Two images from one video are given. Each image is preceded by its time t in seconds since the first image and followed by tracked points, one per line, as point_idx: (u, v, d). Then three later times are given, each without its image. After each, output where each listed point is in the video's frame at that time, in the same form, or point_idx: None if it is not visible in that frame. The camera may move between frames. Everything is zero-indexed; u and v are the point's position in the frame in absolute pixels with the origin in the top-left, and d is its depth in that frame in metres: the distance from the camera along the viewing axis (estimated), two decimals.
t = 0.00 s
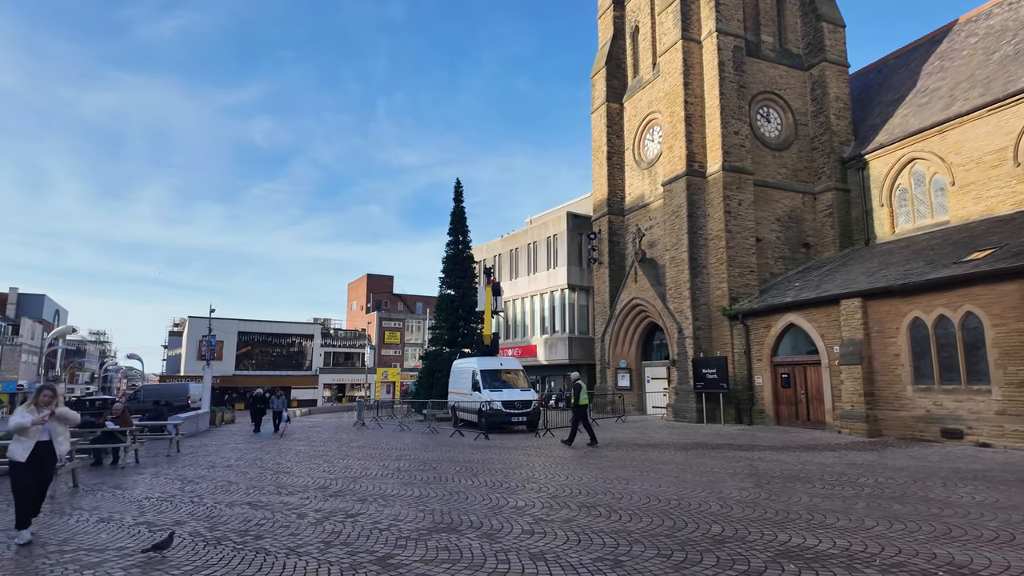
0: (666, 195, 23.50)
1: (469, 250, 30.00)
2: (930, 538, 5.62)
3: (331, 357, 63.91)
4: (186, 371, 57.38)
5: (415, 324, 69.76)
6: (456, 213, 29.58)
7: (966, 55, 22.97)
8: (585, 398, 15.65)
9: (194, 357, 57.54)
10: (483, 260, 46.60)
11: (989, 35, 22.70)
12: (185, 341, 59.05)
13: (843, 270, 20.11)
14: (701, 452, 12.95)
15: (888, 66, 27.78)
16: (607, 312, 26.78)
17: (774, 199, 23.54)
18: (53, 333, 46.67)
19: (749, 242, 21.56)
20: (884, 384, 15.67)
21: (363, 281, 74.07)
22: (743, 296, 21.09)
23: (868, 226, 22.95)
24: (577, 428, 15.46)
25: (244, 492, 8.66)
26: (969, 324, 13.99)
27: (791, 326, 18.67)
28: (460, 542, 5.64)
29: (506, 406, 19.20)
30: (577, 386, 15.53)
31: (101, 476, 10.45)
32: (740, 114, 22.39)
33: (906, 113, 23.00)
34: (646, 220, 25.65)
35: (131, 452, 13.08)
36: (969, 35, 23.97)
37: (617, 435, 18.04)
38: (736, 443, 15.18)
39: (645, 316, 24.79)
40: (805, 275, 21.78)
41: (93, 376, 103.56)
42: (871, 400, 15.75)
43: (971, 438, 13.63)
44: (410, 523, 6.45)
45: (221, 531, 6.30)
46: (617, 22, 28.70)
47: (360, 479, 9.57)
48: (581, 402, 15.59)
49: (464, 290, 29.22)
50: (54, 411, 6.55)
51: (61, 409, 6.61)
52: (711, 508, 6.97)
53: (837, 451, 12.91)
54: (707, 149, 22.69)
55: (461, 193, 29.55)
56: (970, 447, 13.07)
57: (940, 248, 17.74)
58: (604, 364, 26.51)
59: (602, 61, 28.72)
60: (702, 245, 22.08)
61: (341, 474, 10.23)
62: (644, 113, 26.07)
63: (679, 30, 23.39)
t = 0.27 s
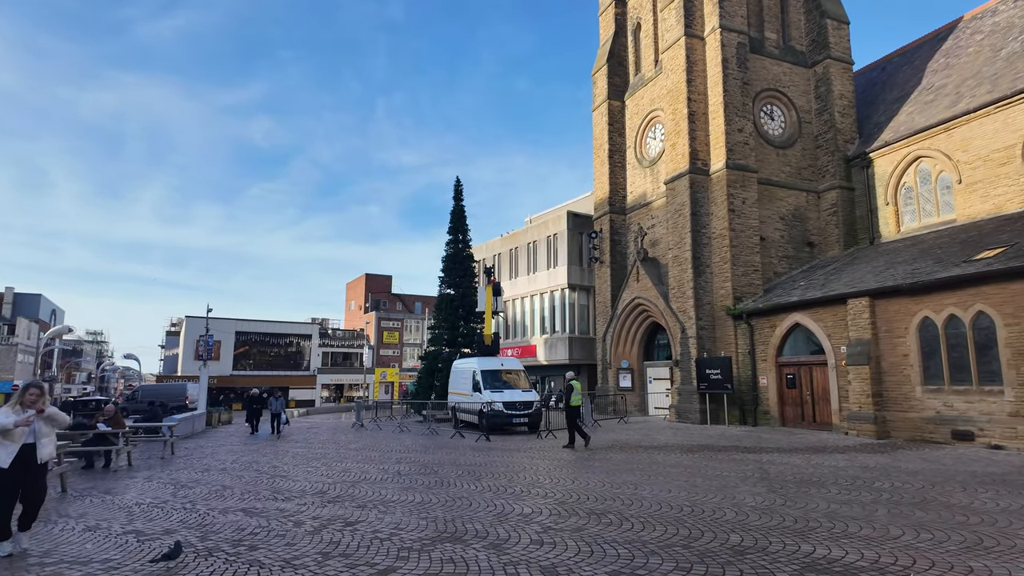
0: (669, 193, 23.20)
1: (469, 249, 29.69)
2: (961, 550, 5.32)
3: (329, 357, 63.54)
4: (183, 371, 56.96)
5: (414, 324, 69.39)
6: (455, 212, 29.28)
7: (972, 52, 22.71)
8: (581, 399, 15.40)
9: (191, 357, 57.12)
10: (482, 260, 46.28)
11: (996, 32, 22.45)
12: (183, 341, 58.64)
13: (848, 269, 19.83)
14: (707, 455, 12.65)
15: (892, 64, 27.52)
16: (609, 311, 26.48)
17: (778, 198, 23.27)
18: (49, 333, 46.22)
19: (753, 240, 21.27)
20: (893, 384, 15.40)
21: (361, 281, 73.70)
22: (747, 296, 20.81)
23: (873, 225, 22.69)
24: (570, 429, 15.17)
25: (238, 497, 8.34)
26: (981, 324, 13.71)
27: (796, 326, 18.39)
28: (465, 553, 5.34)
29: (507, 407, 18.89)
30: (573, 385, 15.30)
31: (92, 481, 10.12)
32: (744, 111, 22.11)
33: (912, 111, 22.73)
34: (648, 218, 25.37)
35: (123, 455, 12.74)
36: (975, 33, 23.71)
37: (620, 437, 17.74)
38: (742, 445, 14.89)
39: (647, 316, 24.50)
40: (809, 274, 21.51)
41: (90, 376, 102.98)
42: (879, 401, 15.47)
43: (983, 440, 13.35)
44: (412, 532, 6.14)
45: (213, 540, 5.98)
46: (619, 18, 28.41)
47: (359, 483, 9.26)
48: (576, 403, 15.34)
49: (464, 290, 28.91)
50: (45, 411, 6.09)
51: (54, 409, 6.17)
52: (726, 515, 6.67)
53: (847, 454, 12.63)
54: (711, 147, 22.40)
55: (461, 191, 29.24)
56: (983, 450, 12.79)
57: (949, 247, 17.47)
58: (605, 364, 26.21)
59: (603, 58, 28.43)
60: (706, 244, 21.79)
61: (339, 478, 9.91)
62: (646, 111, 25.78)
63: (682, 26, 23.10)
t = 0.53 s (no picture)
0: (669, 190, 22.92)
1: (466, 247, 29.39)
2: (989, 556, 5.05)
3: (325, 357, 63.17)
4: (177, 371, 56.42)
5: (410, 323, 69.02)
6: (453, 209, 28.95)
7: (974, 48, 22.52)
8: (573, 399, 15.13)
9: (184, 357, 56.59)
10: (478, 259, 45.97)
11: (998, 28, 22.27)
12: (176, 341, 58.10)
13: (850, 267, 19.61)
14: (710, 455, 12.39)
15: (893, 61, 27.34)
16: (607, 310, 26.21)
17: (778, 195, 23.04)
18: (40, 332, 45.59)
19: (754, 238, 21.02)
20: (897, 384, 15.17)
21: (357, 280, 73.29)
22: (748, 294, 20.57)
23: (874, 223, 22.48)
24: (560, 428, 14.91)
25: (228, 501, 7.99)
26: (988, 322, 13.48)
27: (799, 324, 18.14)
28: (466, 561, 5.04)
29: (505, 407, 18.58)
30: (565, 384, 15.02)
31: (78, 483, 9.77)
32: (745, 107, 21.87)
33: (914, 108, 22.55)
34: (647, 216, 25.11)
35: (111, 456, 12.39)
36: (976, 29, 23.53)
37: (620, 437, 17.43)
38: (745, 445, 14.62)
39: (646, 315, 24.23)
40: (811, 272, 21.29)
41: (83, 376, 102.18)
42: (884, 401, 15.22)
43: (990, 440, 13.11)
44: (409, 537, 5.84)
45: (199, 547, 5.64)
46: (617, 14, 28.15)
47: (354, 485, 8.93)
48: (568, 402, 15.08)
49: (461, 288, 28.58)
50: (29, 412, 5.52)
51: (40, 411, 5.60)
52: (738, 519, 6.38)
53: (854, 454, 12.37)
54: (711, 143, 22.15)
55: (458, 189, 28.93)
56: (991, 449, 12.56)
57: (953, 244, 17.25)
58: (604, 363, 25.94)
59: (602, 55, 28.16)
60: (706, 241, 21.54)
61: (333, 480, 9.58)
62: (646, 107, 25.52)
63: (682, 21, 22.85)
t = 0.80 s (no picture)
0: (669, 188, 22.63)
1: (463, 245, 29.06)
2: None
3: (320, 357, 62.74)
4: (170, 371, 55.87)
5: (406, 323, 68.64)
6: (450, 207, 28.60)
7: (977, 44, 22.31)
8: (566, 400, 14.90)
9: (178, 357, 56.04)
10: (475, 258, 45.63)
11: (1000, 25, 22.06)
12: (170, 340, 57.53)
13: (853, 265, 19.36)
14: (714, 456, 12.10)
15: (893, 58, 27.14)
16: (606, 309, 25.91)
17: (779, 193, 22.78)
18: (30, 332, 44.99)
19: (756, 236, 20.75)
20: (902, 383, 14.91)
21: (353, 279, 72.87)
22: (749, 293, 20.30)
23: (876, 221, 22.25)
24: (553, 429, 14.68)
25: (216, 507, 7.64)
26: (997, 321, 13.24)
27: (802, 323, 17.88)
28: (469, 574, 4.71)
29: (504, 408, 18.25)
30: (558, 385, 14.79)
31: (61, 488, 9.38)
32: (746, 104, 21.60)
33: (915, 105, 22.33)
34: (647, 214, 24.82)
35: (98, 458, 11.99)
36: (978, 26, 23.33)
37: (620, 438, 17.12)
38: (749, 446, 14.33)
39: (645, 314, 23.94)
40: (812, 271, 21.04)
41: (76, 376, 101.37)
42: (889, 401, 14.96)
43: (999, 441, 12.86)
44: (407, 547, 5.51)
45: (183, 558, 5.29)
46: (616, 10, 27.85)
47: (349, 490, 8.60)
48: (561, 403, 14.85)
49: (458, 287, 28.24)
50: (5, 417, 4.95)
51: (18, 414, 5.05)
52: (753, 527, 6.08)
53: (861, 455, 12.10)
54: (712, 140, 21.87)
55: (455, 186, 28.59)
56: (1000, 451, 12.31)
57: (957, 242, 17.02)
58: (602, 363, 25.64)
59: (601, 51, 27.86)
60: (707, 240, 21.25)
61: (326, 484, 9.24)
62: (645, 104, 25.22)
63: (682, 17, 22.56)
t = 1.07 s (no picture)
0: (672, 185, 22.33)
1: (463, 244, 28.76)
2: None
3: (318, 356, 62.43)
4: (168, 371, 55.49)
5: (405, 322, 68.33)
6: (449, 205, 28.30)
7: (983, 40, 22.04)
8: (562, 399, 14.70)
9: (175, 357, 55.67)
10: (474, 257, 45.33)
11: (1007, 20, 21.80)
12: (167, 340, 57.14)
13: (859, 263, 19.08)
14: (721, 457, 11.82)
15: (897, 55, 26.87)
16: (608, 308, 25.60)
17: (784, 190, 22.51)
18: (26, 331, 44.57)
19: (760, 234, 20.47)
20: (912, 383, 14.64)
21: (351, 279, 72.55)
22: (754, 291, 20.02)
23: (881, 219, 21.98)
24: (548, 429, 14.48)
25: (210, 511, 7.32)
26: (1010, 319, 12.96)
27: (808, 322, 17.60)
28: None
29: (506, 408, 17.96)
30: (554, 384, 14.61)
31: (51, 490, 9.06)
32: (750, 100, 21.32)
33: (921, 102, 22.07)
34: (649, 212, 24.52)
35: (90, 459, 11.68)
36: (984, 22, 23.06)
37: (623, 438, 16.83)
38: (756, 447, 14.03)
39: (648, 313, 23.64)
40: (817, 269, 20.77)
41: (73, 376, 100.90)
42: (898, 401, 14.68)
43: (1012, 442, 12.59)
44: (410, 555, 5.21)
45: (172, 567, 4.97)
46: (618, 6, 27.56)
47: (348, 493, 8.28)
48: (557, 402, 14.65)
49: (458, 286, 27.93)
50: None
51: None
52: (773, 533, 5.77)
53: (873, 457, 11.82)
54: (715, 137, 21.58)
55: (455, 184, 28.30)
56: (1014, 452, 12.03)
57: (966, 240, 16.75)
58: (604, 363, 25.34)
59: (602, 48, 27.57)
60: (711, 237, 20.97)
61: (324, 487, 8.93)
62: (648, 101, 24.93)
63: (686, 12, 22.28)
